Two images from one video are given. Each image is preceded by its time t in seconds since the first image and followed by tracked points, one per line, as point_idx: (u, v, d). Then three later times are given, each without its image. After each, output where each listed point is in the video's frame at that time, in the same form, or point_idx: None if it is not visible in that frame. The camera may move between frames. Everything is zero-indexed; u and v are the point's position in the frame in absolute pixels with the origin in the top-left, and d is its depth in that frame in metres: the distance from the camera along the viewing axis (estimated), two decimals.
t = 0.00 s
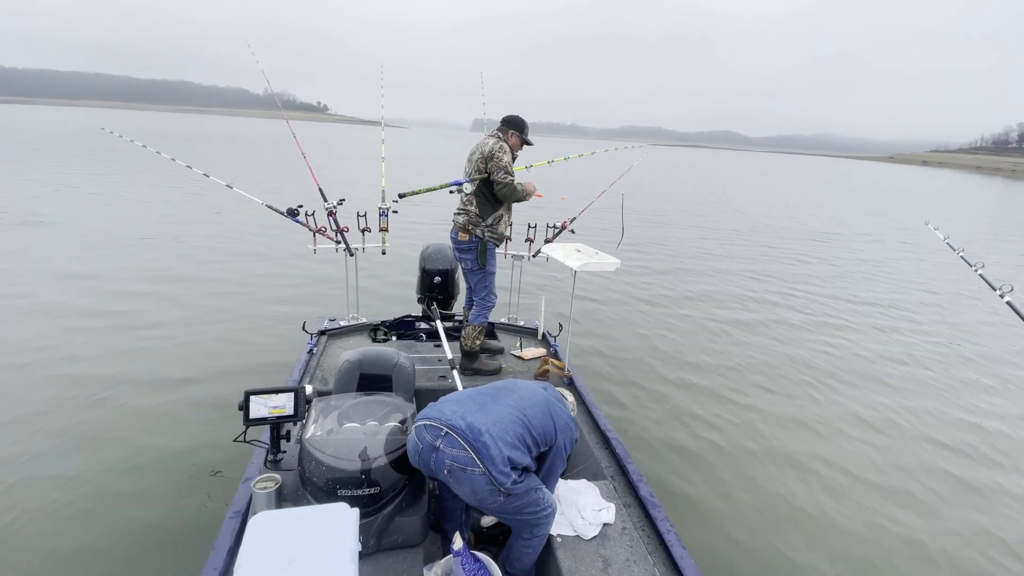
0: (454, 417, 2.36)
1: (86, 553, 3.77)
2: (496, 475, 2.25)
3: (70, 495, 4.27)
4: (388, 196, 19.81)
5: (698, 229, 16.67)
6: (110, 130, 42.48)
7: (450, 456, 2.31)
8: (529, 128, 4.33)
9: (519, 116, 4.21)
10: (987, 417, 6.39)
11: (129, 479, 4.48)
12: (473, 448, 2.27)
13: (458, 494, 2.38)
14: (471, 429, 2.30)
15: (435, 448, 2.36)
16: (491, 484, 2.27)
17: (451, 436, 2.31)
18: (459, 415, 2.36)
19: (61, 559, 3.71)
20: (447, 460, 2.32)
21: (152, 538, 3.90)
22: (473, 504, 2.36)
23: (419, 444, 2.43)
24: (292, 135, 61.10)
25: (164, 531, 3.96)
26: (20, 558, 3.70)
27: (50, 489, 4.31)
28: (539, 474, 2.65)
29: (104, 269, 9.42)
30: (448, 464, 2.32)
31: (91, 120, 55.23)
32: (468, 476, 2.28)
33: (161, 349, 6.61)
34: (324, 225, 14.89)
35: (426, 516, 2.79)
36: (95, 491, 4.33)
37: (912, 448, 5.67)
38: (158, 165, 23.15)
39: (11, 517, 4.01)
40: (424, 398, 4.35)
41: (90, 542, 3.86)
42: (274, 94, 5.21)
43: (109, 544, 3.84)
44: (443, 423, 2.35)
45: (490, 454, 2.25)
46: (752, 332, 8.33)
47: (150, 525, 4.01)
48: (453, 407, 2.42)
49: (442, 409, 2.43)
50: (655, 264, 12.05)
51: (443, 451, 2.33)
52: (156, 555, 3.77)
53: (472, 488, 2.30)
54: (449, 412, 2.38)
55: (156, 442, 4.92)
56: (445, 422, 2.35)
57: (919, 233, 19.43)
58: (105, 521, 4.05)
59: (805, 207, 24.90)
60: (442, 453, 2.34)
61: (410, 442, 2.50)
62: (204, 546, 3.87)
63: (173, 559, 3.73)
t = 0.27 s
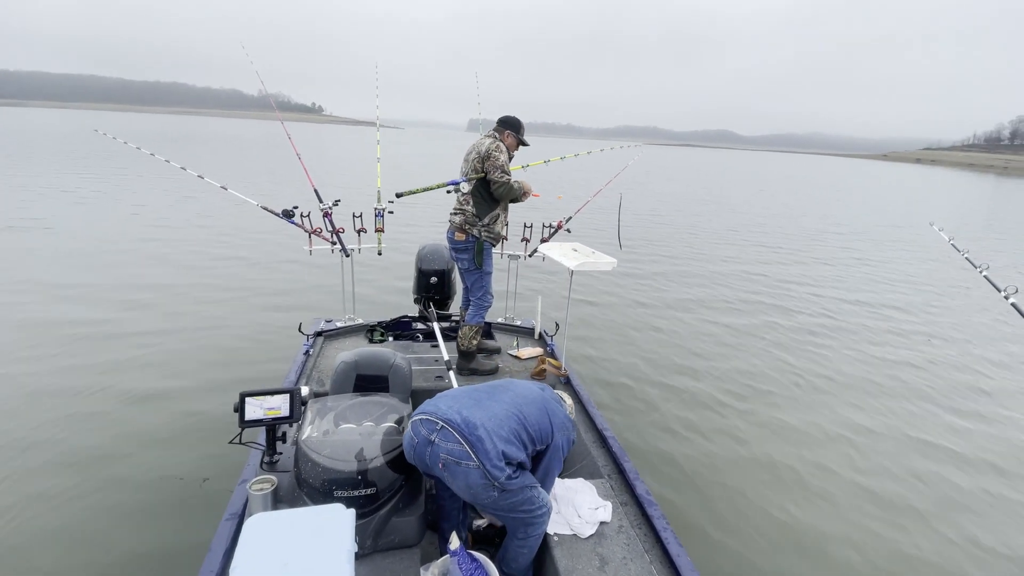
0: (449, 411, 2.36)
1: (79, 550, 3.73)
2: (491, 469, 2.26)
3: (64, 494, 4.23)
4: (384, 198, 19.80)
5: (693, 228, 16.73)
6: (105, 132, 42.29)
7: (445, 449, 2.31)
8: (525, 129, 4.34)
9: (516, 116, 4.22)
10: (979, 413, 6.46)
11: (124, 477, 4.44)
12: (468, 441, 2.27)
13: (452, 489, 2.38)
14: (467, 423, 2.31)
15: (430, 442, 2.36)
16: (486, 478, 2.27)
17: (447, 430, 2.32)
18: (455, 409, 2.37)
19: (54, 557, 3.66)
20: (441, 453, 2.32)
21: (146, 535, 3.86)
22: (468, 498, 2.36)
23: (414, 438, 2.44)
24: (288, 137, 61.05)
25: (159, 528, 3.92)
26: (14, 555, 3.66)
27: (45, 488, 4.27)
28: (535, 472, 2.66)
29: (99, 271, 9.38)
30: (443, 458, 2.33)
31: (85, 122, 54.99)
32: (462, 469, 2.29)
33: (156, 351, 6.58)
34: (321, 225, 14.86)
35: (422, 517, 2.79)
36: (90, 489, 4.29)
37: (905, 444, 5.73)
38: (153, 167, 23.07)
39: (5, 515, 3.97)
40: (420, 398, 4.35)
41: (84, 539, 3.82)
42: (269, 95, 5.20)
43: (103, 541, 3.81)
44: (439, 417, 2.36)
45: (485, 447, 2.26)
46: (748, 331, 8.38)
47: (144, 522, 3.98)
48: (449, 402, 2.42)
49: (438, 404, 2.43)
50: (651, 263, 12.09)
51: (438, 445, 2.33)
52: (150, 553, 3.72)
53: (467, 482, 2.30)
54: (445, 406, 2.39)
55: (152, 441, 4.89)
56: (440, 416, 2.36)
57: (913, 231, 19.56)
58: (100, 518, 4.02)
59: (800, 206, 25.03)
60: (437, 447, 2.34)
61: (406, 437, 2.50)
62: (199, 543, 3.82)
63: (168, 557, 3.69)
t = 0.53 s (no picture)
0: (445, 407, 2.36)
1: (79, 557, 3.74)
2: (486, 465, 2.26)
3: (64, 501, 4.24)
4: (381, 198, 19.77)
5: (690, 226, 16.77)
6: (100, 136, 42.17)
7: (440, 445, 2.31)
8: (522, 128, 4.34)
9: (513, 116, 4.22)
10: (976, 407, 6.48)
11: (123, 483, 4.45)
12: (463, 437, 2.27)
13: (448, 485, 2.38)
14: (462, 419, 2.31)
15: (425, 438, 2.36)
16: (481, 473, 2.27)
17: (442, 426, 2.32)
18: (450, 405, 2.36)
19: (54, 564, 3.68)
20: (437, 449, 2.33)
21: (146, 542, 3.87)
22: (463, 494, 2.36)
23: (409, 434, 2.44)
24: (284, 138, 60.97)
25: (159, 534, 3.94)
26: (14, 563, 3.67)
27: (45, 496, 4.29)
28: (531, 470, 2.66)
29: (95, 276, 9.36)
30: (438, 454, 2.32)
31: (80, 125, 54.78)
32: (458, 465, 2.29)
33: (154, 356, 6.58)
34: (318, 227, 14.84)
35: (421, 516, 2.79)
36: (89, 496, 4.30)
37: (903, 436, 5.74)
38: (149, 170, 23.00)
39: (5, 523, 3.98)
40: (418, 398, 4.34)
41: (84, 546, 3.83)
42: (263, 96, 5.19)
43: (103, 548, 3.82)
44: (435, 413, 2.36)
45: (480, 443, 2.26)
46: (745, 329, 8.41)
47: (144, 529, 3.99)
48: (445, 398, 2.42)
49: (434, 399, 2.43)
50: (648, 262, 12.11)
51: (434, 441, 2.33)
52: (150, 559, 3.74)
53: (462, 478, 2.30)
54: (441, 402, 2.39)
55: (151, 447, 4.90)
56: (436, 412, 2.35)
57: (909, 227, 19.63)
58: (100, 525, 4.03)
59: (796, 203, 25.10)
60: (433, 443, 2.34)
61: (402, 433, 2.50)
62: (199, 549, 3.84)
63: (167, 563, 3.70)
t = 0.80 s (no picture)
0: (439, 407, 2.35)
1: (77, 565, 3.73)
2: (480, 465, 2.25)
3: (61, 508, 4.23)
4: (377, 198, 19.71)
5: (686, 225, 16.81)
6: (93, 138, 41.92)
7: (434, 445, 2.31)
8: (520, 129, 4.34)
9: (512, 117, 4.22)
10: (969, 404, 6.53)
11: (121, 490, 4.44)
12: (457, 438, 2.27)
13: (442, 486, 2.38)
14: (456, 419, 2.30)
15: (419, 439, 2.35)
16: (475, 474, 2.27)
17: (436, 426, 2.31)
18: (444, 406, 2.36)
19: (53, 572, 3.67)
20: (431, 450, 2.32)
21: (144, 548, 3.87)
22: (458, 495, 2.36)
23: (403, 435, 2.43)
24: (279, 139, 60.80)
25: (157, 540, 3.93)
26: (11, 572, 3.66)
27: (42, 503, 4.27)
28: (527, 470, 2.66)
29: (90, 281, 9.31)
30: (432, 454, 2.32)
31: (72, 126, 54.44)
32: (452, 466, 2.28)
33: (150, 361, 6.56)
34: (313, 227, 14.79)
35: (419, 517, 2.78)
36: (86, 503, 4.29)
37: (897, 435, 5.80)
38: (142, 171, 22.86)
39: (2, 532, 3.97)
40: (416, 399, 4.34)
41: (81, 554, 3.82)
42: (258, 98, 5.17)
43: (100, 555, 3.81)
44: (428, 414, 2.35)
45: (474, 443, 2.26)
46: (741, 327, 8.45)
47: (141, 535, 3.98)
48: (438, 398, 2.41)
49: (428, 400, 2.42)
50: (644, 260, 12.14)
51: (427, 441, 2.32)
52: (148, 565, 3.73)
53: (456, 479, 2.30)
54: (435, 403, 2.38)
55: (148, 452, 4.89)
56: (430, 413, 2.35)
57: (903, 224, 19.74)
58: (98, 531, 4.02)
59: (791, 200, 25.19)
60: (427, 443, 2.33)
61: (396, 434, 2.50)
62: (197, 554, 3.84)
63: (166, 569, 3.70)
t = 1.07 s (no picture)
0: (433, 409, 2.35)
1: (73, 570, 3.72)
2: (475, 465, 2.25)
3: (56, 513, 4.21)
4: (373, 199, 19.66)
5: (682, 224, 16.87)
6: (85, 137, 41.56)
7: (428, 447, 2.30)
8: (515, 129, 4.34)
9: (506, 117, 4.22)
10: (961, 403, 6.61)
11: (116, 494, 4.43)
12: (451, 438, 2.27)
13: (438, 487, 2.37)
14: (450, 420, 2.30)
15: (413, 441, 2.34)
16: (470, 474, 2.27)
17: (430, 427, 2.31)
18: (437, 406, 2.36)
19: None
20: (425, 451, 2.31)
21: (140, 553, 3.85)
22: (453, 496, 2.36)
23: (397, 437, 2.42)
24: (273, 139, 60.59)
25: (152, 544, 3.93)
26: None
27: (36, 509, 4.25)
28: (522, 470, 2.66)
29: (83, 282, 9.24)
30: (427, 456, 2.31)
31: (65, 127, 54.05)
32: (446, 466, 2.28)
33: (144, 363, 6.51)
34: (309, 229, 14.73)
35: (416, 519, 2.78)
36: (82, 508, 4.28)
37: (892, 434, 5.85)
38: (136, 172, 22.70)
39: None
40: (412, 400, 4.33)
41: (77, 559, 3.81)
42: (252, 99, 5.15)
43: (97, 560, 3.80)
44: (422, 416, 2.34)
45: (469, 443, 2.26)
46: (736, 327, 8.50)
47: (137, 539, 3.98)
48: (431, 400, 2.41)
49: (421, 401, 2.42)
50: (640, 260, 12.18)
51: (421, 443, 2.32)
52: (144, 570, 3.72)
53: (451, 479, 2.29)
54: (428, 404, 2.38)
55: (143, 456, 4.87)
56: (423, 414, 2.34)
57: (896, 223, 19.89)
58: (94, 536, 4.01)
59: (786, 200, 25.32)
60: (421, 445, 2.32)
61: (389, 437, 2.49)
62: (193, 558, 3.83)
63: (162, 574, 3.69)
